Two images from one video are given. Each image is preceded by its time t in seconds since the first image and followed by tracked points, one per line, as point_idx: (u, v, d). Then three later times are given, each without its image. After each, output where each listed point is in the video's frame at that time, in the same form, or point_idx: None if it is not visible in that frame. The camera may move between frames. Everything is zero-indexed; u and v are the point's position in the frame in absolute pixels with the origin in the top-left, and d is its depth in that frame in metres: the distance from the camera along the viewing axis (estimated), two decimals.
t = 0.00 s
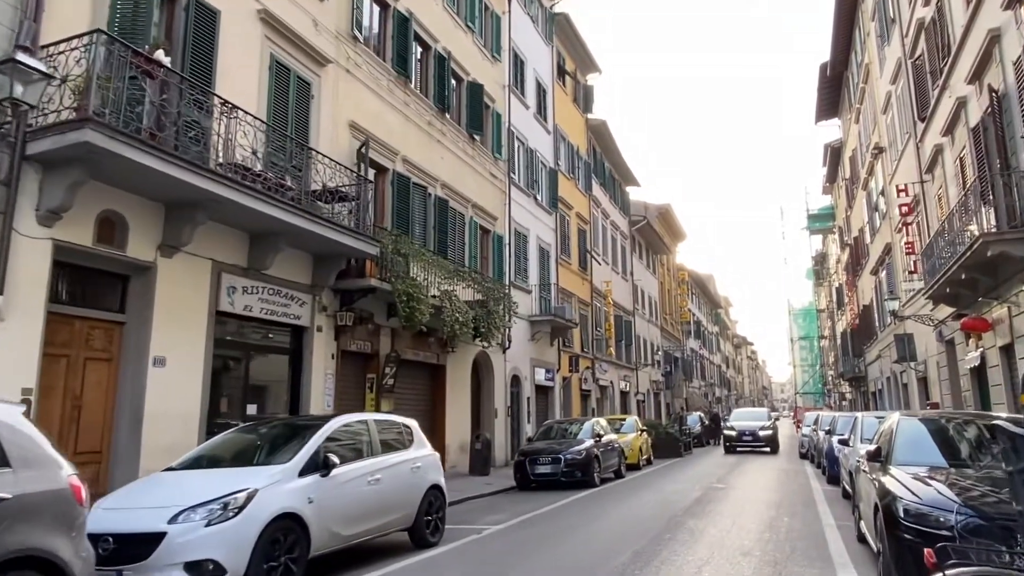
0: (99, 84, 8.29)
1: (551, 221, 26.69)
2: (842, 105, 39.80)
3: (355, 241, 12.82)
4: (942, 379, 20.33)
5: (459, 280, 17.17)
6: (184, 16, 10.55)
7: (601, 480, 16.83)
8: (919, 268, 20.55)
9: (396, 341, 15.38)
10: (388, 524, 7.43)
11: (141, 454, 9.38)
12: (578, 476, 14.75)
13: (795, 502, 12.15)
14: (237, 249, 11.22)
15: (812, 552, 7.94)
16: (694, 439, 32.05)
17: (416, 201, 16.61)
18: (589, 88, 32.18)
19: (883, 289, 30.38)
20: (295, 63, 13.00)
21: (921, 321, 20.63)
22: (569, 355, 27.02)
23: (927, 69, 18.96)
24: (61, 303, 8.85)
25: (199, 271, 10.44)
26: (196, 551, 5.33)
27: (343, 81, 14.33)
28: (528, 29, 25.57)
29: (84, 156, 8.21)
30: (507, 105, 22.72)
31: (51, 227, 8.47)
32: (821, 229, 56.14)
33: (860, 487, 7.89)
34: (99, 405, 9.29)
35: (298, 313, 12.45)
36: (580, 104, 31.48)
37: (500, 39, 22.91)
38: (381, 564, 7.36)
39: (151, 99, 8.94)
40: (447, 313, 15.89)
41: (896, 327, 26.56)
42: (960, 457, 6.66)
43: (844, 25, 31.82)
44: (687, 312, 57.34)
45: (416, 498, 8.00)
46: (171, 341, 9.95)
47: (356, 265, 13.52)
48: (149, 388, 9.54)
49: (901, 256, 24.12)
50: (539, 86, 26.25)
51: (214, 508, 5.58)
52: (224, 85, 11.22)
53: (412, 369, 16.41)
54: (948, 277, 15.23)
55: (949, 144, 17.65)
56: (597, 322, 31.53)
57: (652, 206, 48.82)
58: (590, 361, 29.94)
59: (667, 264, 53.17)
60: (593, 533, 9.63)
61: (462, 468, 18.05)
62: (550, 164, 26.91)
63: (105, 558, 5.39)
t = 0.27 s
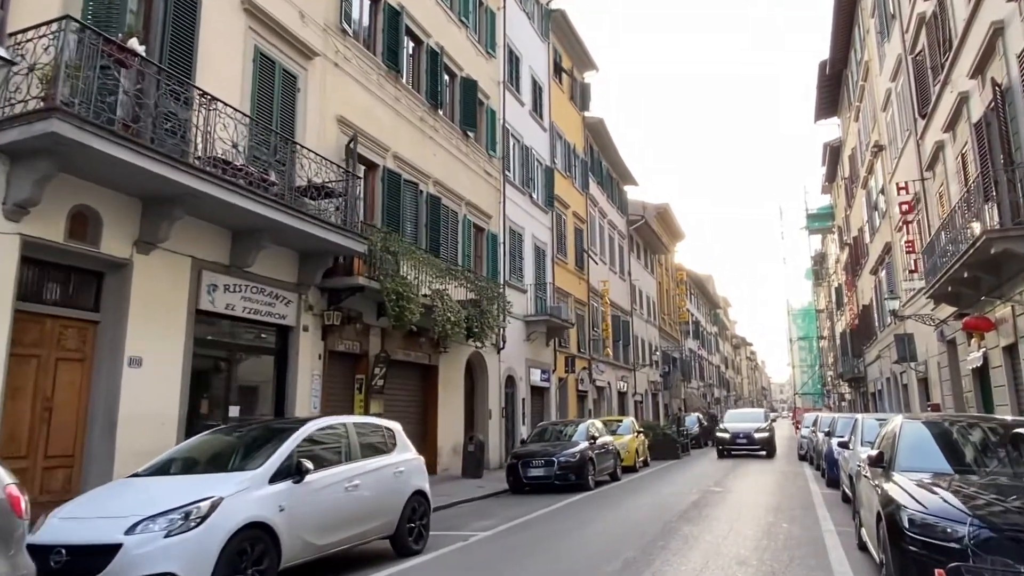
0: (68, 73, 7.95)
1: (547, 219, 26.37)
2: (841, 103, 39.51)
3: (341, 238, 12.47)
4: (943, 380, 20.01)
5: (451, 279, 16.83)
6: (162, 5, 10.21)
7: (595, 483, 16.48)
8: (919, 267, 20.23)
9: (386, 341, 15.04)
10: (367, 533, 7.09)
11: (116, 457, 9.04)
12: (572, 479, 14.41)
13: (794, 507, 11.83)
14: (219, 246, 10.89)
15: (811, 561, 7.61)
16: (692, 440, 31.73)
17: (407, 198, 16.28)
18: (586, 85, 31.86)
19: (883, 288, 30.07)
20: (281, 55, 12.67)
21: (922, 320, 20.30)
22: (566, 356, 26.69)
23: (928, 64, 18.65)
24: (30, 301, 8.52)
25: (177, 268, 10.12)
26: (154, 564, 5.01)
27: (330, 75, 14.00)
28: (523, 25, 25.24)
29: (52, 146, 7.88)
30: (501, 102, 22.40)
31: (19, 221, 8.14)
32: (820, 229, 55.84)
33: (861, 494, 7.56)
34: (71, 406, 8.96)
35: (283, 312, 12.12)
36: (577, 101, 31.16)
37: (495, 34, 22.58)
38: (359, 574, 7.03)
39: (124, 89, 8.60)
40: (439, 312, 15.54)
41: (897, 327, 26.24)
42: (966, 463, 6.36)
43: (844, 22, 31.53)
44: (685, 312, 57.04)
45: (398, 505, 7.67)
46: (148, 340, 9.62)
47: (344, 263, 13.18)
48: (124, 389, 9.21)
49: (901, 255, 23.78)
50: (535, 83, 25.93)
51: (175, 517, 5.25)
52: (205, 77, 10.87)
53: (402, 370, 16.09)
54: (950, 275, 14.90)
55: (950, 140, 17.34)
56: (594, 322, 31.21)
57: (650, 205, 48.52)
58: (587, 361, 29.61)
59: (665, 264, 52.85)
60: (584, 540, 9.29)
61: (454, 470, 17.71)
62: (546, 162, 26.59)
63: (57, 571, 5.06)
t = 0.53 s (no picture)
0: (33, 55, 7.60)
1: (543, 216, 26.03)
2: (841, 100, 39.20)
3: (327, 231, 12.12)
4: (945, 379, 19.68)
5: (443, 275, 16.46)
6: None
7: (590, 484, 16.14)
8: (920, 264, 19.90)
9: (375, 338, 14.68)
10: (342, 536, 6.74)
11: (87, 457, 8.70)
12: (566, 480, 14.06)
13: (792, 508, 11.50)
14: (198, 239, 10.55)
15: (810, 566, 7.27)
16: (690, 440, 31.37)
17: (398, 192, 15.93)
18: (583, 82, 31.54)
19: (883, 287, 29.74)
20: (265, 44, 12.33)
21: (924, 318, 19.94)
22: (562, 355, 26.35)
23: (929, 57, 18.32)
24: None
25: (154, 261, 9.77)
26: (103, 571, 4.67)
27: (318, 65, 13.65)
28: (519, 19, 24.92)
29: (16, 132, 7.53)
30: (496, 96, 22.06)
31: None
32: (819, 227, 55.51)
33: (862, 496, 7.24)
34: (41, 404, 8.62)
35: (266, 307, 11.77)
36: (574, 98, 30.84)
37: (490, 28, 22.25)
38: None
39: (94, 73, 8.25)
40: (429, 309, 15.17)
41: (897, 325, 25.91)
42: (971, 463, 6.02)
43: (843, 18, 31.21)
44: (684, 312, 56.69)
45: (377, 507, 7.32)
46: (122, 336, 9.28)
47: (331, 258, 12.81)
48: (96, 386, 8.86)
49: (901, 252, 23.42)
50: (531, 78, 25.59)
51: (128, 521, 4.92)
52: (184, 64, 10.53)
53: (393, 368, 15.76)
54: (952, 271, 14.57)
55: (952, 133, 17.01)
56: (591, 321, 30.87)
57: (648, 204, 48.19)
58: (584, 361, 29.26)
59: (663, 263, 52.52)
60: (575, 542, 8.95)
61: (447, 471, 17.37)
62: (542, 159, 26.26)
63: None
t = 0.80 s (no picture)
0: None
1: (540, 214, 25.71)
2: (841, 98, 38.89)
3: (315, 227, 11.78)
4: (948, 379, 19.34)
5: (435, 273, 16.11)
6: None
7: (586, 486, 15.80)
8: (922, 262, 19.59)
9: (365, 337, 14.34)
10: (319, 544, 6.39)
11: (59, 459, 8.36)
12: (560, 482, 13.74)
13: (793, 512, 11.17)
14: (179, 234, 10.22)
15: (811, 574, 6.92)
16: (689, 441, 31.03)
17: (390, 187, 15.59)
18: (580, 78, 31.21)
19: (884, 286, 29.41)
20: (250, 34, 11.98)
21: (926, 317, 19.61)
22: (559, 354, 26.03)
23: (932, 51, 18.00)
24: None
25: (131, 256, 9.44)
26: None
27: (306, 57, 13.31)
28: (515, 14, 24.59)
29: None
30: (491, 92, 21.74)
31: None
32: (819, 227, 55.18)
33: (866, 500, 6.91)
34: (11, 403, 8.28)
35: (251, 305, 11.44)
36: (572, 95, 30.51)
37: (485, 23, 21.92)
38: None
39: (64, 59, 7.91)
40: (421, 307, 14.81)
41: (898, 324, 25.60)
42: (980, 466, 5.70)
43: (844, 14, 30.90)
44: (683, 311, 56.37)
45: (358, 512, 6.97)
46: (97, 333, 8.95)
47: (320, 254, 12.46)
48: (69, 385, 8.53)
49: (903, 251, 23.08)
50: (527, 74, 25.26)
51: (80, 530, 4.59)
52: (165, 53, 10.20)
53: (384, 368, 15.44)
54: (956, 268, 14.24)
55: (955, 128, 16.68)
56: (588, 320, 30.53)
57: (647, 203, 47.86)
58: (581, 361, 28.92)
59: (662, 263, 52.19)
60: (566, 548, 8.63)
61: (440, 472, 17.03)
62: (539, 156, 25.92)
63: None
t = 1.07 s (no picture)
0: None
1: (537, 212, 25.35)
2: (842, 96, 38.55)
3: (300, 222, 11.42)
4: (951, 379, 18.98)
5: (427, 270, 15.72)
6: None
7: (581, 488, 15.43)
8: (925, 260, 19.24)
9: (355, 335, 13.98)
10: (290, 552, 6.02)
11: (27, 461, 8.00)
12: (554, 484, 13.37)
13: (793, 516, 10.82)
14: (157, 227, 9.87)
15: None
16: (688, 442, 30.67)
17: (381, 182, 15.22)
18: (578, 75, 30.86)
19: (885, 285, 29.06)
20: (234, 23, 11.63)
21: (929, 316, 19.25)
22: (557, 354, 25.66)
23: (935, 44, 17.65)
24: None
25: (106, 250, 9.09)
26: None
27: (294, 47, 12.95)
28: (511, 8, 24.23)
29: None
30: (487, 87, 21.39)
31: None
32: (820, 226, 54.82)
33: (871, 506, 6.55)
34: None
35: (234, 301, 11.08)
36: (569, 91, 30.16)
37: (480, 17, 21.58)
38: None
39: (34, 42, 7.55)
40: (412, 305, 14.43)
41: (900, 324, 25.25)
42: (992, 470, 5.33)
43: (845, 10, 30.55)
44: (682, 311, 55.98)
45: (335, 518, 6.60)
46: (69, 330, 8.60)
47: (307, 250, 12.09)
48: (38, 384, 8.17)
49: (906, 249, 22.73)
50: (524, 70, 24.91)
51: (21, 540, 4.26)
52: (143, 41, 9.84)
53: (375, 368, 15.08)
54: (960, 265, 13.89)
55: (959, 122, 16.33)
56: (586, 320, 30.17)
57: (646, 202, 47.50)
58: (579, 360, 28.55)
59: (661, 262, 51.84)
60: (557, 554, 8.27)
61: (432, 474, 16.67)
62: (535, 153, 25.57)
63: None
